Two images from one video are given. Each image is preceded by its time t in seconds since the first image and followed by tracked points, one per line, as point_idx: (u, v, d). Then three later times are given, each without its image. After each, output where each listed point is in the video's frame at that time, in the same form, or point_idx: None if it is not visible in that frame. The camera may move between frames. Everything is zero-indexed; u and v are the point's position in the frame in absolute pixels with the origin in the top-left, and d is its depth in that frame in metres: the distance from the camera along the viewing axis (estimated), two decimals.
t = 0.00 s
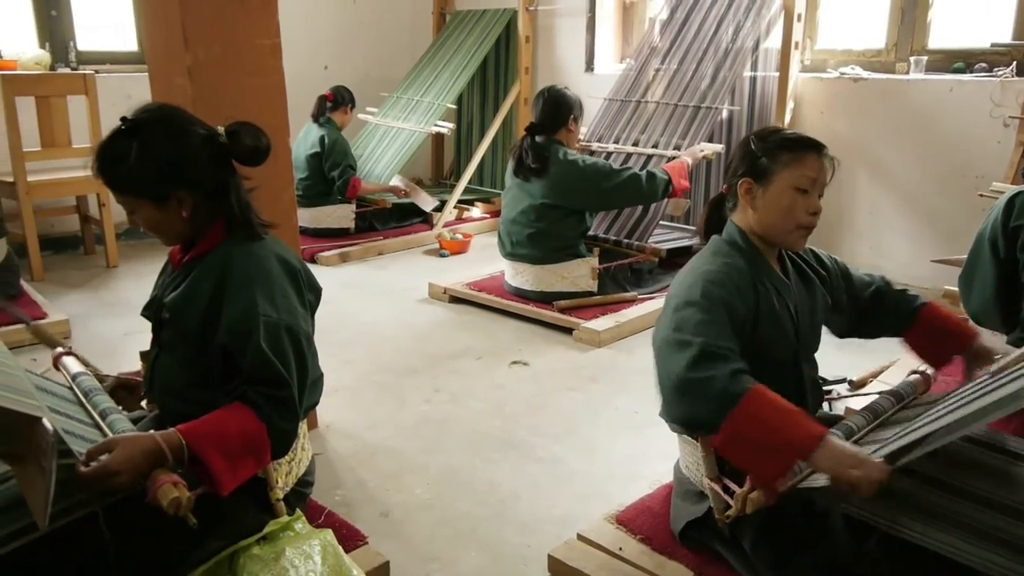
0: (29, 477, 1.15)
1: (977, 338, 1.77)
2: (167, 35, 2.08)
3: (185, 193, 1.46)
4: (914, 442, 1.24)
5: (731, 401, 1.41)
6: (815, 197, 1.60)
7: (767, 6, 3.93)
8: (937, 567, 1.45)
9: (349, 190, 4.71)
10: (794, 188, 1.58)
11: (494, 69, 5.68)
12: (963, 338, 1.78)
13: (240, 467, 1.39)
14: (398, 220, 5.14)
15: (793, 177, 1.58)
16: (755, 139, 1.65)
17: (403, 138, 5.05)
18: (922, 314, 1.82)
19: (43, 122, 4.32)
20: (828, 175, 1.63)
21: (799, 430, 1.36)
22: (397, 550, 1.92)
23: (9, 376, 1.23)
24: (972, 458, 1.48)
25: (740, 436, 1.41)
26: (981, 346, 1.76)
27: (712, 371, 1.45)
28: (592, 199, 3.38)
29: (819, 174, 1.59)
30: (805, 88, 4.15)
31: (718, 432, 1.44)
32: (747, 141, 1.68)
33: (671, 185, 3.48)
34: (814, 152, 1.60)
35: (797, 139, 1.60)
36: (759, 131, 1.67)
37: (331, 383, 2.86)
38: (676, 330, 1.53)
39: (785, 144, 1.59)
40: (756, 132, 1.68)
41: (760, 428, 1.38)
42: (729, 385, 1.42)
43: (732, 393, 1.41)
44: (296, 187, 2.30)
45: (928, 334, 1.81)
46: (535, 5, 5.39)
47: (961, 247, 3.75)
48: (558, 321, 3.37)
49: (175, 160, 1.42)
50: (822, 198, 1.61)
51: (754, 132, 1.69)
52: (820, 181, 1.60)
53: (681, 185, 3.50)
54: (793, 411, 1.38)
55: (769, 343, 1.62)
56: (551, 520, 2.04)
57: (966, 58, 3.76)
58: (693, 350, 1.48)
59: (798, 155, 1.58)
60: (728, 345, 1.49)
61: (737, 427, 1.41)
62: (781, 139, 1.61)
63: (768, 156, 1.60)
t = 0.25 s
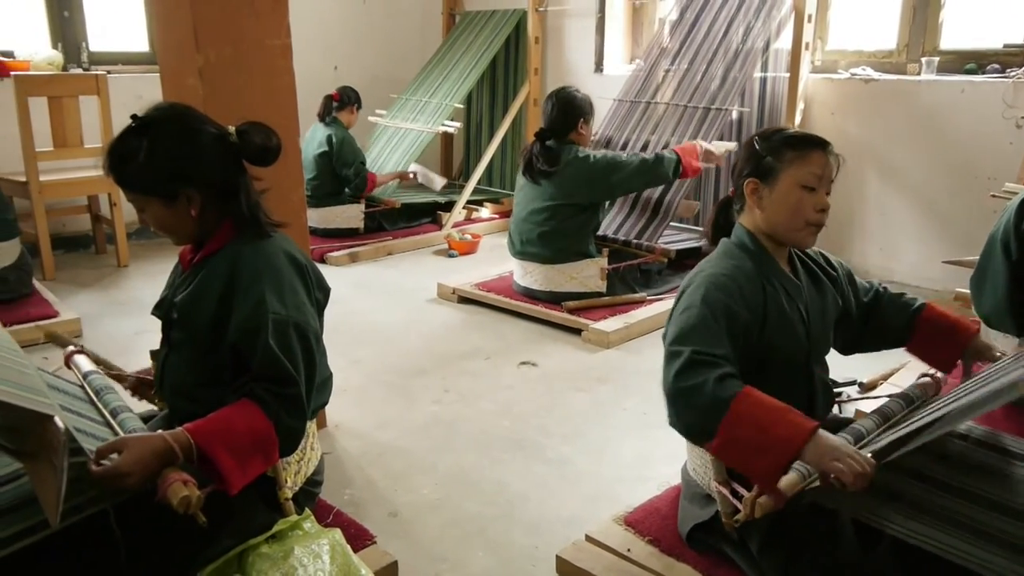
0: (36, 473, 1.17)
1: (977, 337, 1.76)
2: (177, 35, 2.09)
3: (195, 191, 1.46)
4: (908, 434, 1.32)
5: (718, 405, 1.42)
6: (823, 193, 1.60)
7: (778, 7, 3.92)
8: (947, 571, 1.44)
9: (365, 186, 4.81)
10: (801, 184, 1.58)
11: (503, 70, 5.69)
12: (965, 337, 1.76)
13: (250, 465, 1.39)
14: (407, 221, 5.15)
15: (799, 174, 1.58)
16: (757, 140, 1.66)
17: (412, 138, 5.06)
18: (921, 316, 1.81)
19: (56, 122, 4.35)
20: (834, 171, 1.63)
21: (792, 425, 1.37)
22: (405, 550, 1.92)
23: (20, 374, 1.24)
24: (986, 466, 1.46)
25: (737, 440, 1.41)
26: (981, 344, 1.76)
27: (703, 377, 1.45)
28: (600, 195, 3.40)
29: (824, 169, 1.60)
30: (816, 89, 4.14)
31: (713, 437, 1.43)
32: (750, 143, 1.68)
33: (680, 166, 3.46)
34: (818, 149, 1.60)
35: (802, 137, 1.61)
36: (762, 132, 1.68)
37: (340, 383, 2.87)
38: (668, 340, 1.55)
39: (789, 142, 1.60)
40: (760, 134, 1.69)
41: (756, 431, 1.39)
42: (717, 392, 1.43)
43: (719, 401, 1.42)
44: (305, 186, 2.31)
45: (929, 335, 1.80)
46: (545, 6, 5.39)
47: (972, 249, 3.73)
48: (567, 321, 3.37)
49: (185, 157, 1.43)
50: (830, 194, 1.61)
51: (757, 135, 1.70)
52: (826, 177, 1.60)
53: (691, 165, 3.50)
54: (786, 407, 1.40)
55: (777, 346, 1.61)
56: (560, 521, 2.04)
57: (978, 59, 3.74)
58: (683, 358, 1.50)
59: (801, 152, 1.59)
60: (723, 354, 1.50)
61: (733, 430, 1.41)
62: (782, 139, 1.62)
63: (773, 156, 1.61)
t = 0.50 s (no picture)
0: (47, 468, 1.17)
1: None
2: (188, 34, 2.09)
3: (203, 191, 1.47)
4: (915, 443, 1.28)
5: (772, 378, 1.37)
6: (835, 196, 1.60)
7: (788, 7, 3.91)
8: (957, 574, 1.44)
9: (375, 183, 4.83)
10: (811, 188, 1.58)
11: (512, 70, 5.69)
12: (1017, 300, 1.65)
13: (258, 465, 1.40)
14: (416, 221, 5.15)
15: (809, 178, 1.58)
16: (765, 145, 1.67)
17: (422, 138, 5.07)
18: (961, 299, 1.72)
19: (67, 122, 4.37)
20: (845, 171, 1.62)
21: (852, 363, 1.33)
22: (413, 550, 1.93)
23: (32, 371, 1.25)
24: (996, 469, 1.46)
25: (812, 397, 1.36)
26: None
27: (751, 354, 1.41)
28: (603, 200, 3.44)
29: (835, 172, 1.59)
30: (826, 90, 4.13)
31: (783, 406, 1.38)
32: (757, 149, 1.69)
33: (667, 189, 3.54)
34: (829, 151, 1.60)
35: (811, 140, 1.61)
36: (771, 136, 1.68)
37: (349, 382, 2.88)
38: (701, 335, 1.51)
39: (798, 146, 1.60)
40: (770, 137, 1.69)
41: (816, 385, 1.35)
42: (769, 364, 1.38)
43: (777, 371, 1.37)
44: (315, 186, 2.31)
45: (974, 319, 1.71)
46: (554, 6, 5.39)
47: (984, 251, 3.70)
48: (575, 322, 3.37)
49: (193, 156, 1.43)
50: (841, 196, 1.60)
51: (766, 139, 1.70)
52: (838, 180, 1.59)
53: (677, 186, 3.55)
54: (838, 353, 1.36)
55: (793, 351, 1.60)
56: (568, 522, 2.04)
57: (990, 59, 3.72)
58: (722, 347, 1.45)
59: (810, 155, 1.59)
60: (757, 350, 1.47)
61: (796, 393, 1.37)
62: (790, 142, 1.62)
63: (780, 161, 1.62)
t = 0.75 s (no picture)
0: (61, 463, 1.18)
1: None
2: (200, 34, 2.10)
3: (212, 189, 1.47)
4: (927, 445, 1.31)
5: (845, 355, 1.28)
6: (858, 204, 1.57)
7: (799, 7, 3.90)
8: None
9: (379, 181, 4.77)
10: (834, 197, 1.56)
11: (523, 71, 5.69)
12: None
13: (268, 466, 1.40)
14: (426, 221, 5.16)
15: (831, 186, 1.55)
16: (787, 150, 1.64)
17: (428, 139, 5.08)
18: (1000, 289, 1.74)
19: (80, 123, 4.40)
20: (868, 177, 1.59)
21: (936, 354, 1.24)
22: (422, 550, 1.93)
23: (44, 370, 1.26)
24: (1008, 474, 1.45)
25: (883, 383, 1.26)
26: None
27: (821, 336, 1.33)
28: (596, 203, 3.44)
29: (858, 179, 1.56)
30: (838, 90, 4.11)
31: (853, 391, 1.29)
32: (778, 154, 1.67)
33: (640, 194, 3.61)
34: (852, 157, 1.57)
35: (832, 146, 1.58)
36: (791, 142, 1.66)
37: (359, 382, 2.88)
38: (758, 326, 1.42)
39: (820, 151, 1.58)
40: (789, 143, 1.67)
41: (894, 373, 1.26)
42: (843, 344, 1.29)
43: (853, 349, 1.28)
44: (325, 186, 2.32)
45: (1016, 308, 1.72)
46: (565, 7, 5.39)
47: (996, 253, 3.68)
48: (585, 323, 3.36)
49: (203, 155, 1.44)
50: (864, 203, 1.57)
51: (786, 145, 1.68)
52: (861, 187, 1.56)
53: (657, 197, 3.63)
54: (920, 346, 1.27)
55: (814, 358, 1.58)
56: (577, 523, 2.04)
57: (1003, 60, 3.70)
58: (788, 332, 1.36)
59: (833, 161, 1.56)
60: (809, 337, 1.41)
61: (869, 378, 1.27)
62: (813, 146, 1.60)
63: (801, 168, 1.60)
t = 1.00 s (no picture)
0: (71, 462, 1.19)
1: None
2: (213, 34, 2.11)
3: (223, 188, 1.48)
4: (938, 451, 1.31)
5: (853, 354, 1.27)
6: (886, 220, 1.53)
7: (812, 7, 3.89)
8: None
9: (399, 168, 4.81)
10: (861, 213, 1.52)
11: (533, 71, 5.69)
12: None
13: (278, 466, 1.41)
14: (436, 221, 5.16)
15: (859, 203, 1.52)
16: (818, 157, 1.60)
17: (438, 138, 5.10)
18: (1007, 294, 1.72)
19: (93, 122, 4.43)
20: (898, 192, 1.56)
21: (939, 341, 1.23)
22: (432, 549, 1.93)
23: (57, 366, 1.27)
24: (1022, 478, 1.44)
25: (893, 376, 1.25)
26: None
27: (828, 336, 1.32)
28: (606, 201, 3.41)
29: (888, 197, 1.52)
30: (850, 91, 4.10)
31: (863, 390, 1.28)
32: (809, 159, 1.62)
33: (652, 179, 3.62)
34: (883, 172, 1.53)
35: (865, 159, 1.53)
36: (821, 149, 1.61)
37: (369, 381, 2.89)
38: (769, 328, 1.42)
39: (851, 164, 1.53)
40: (819, 149, 1.63)
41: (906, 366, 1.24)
42: (851, 341, 1.29)
43: (861, 347, 1.27)
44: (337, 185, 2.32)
45: None
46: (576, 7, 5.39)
47: (1010, 255, 3.65)
48: (595, 324, 3.36)
49: (215, 155, 1.44)
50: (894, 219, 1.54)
51: (814, 150, 1.64)
52: (890, 205, 1.53)
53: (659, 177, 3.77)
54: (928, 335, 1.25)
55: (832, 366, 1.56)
56: (587, 523, 2.03)
57: (1018, 61, 3.67)
58: (798, 332, 1.36)
59: (863, 176, 1.52)
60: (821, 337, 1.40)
61: (880, 374, 1.26)
62: (847, 157, 1.55)
63: (831, 180, 1.55)
